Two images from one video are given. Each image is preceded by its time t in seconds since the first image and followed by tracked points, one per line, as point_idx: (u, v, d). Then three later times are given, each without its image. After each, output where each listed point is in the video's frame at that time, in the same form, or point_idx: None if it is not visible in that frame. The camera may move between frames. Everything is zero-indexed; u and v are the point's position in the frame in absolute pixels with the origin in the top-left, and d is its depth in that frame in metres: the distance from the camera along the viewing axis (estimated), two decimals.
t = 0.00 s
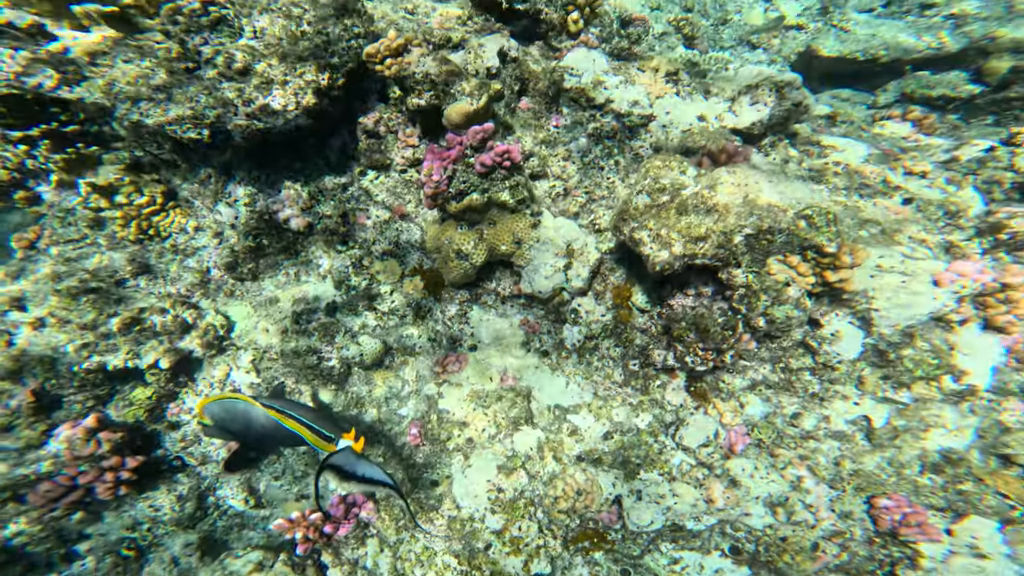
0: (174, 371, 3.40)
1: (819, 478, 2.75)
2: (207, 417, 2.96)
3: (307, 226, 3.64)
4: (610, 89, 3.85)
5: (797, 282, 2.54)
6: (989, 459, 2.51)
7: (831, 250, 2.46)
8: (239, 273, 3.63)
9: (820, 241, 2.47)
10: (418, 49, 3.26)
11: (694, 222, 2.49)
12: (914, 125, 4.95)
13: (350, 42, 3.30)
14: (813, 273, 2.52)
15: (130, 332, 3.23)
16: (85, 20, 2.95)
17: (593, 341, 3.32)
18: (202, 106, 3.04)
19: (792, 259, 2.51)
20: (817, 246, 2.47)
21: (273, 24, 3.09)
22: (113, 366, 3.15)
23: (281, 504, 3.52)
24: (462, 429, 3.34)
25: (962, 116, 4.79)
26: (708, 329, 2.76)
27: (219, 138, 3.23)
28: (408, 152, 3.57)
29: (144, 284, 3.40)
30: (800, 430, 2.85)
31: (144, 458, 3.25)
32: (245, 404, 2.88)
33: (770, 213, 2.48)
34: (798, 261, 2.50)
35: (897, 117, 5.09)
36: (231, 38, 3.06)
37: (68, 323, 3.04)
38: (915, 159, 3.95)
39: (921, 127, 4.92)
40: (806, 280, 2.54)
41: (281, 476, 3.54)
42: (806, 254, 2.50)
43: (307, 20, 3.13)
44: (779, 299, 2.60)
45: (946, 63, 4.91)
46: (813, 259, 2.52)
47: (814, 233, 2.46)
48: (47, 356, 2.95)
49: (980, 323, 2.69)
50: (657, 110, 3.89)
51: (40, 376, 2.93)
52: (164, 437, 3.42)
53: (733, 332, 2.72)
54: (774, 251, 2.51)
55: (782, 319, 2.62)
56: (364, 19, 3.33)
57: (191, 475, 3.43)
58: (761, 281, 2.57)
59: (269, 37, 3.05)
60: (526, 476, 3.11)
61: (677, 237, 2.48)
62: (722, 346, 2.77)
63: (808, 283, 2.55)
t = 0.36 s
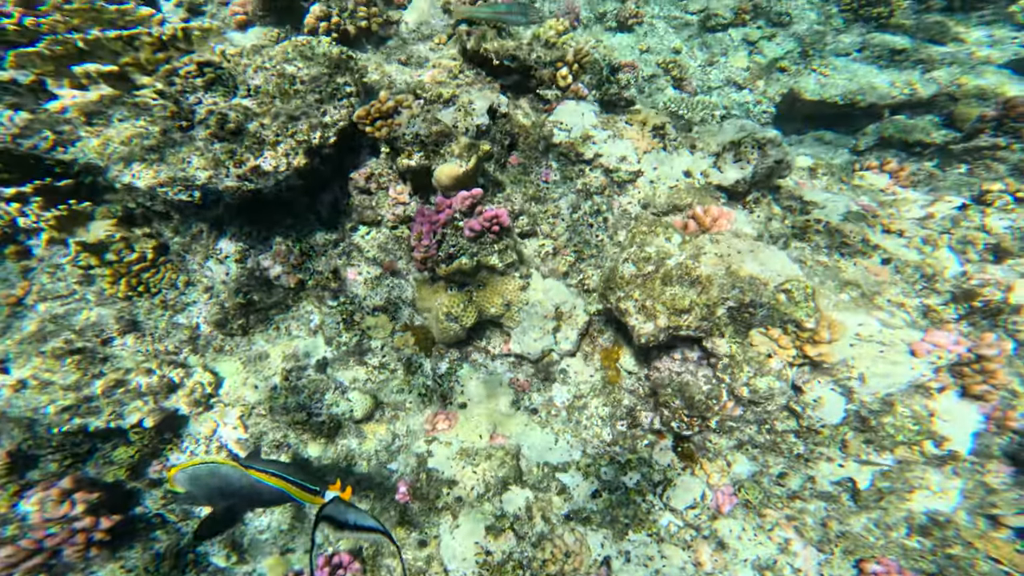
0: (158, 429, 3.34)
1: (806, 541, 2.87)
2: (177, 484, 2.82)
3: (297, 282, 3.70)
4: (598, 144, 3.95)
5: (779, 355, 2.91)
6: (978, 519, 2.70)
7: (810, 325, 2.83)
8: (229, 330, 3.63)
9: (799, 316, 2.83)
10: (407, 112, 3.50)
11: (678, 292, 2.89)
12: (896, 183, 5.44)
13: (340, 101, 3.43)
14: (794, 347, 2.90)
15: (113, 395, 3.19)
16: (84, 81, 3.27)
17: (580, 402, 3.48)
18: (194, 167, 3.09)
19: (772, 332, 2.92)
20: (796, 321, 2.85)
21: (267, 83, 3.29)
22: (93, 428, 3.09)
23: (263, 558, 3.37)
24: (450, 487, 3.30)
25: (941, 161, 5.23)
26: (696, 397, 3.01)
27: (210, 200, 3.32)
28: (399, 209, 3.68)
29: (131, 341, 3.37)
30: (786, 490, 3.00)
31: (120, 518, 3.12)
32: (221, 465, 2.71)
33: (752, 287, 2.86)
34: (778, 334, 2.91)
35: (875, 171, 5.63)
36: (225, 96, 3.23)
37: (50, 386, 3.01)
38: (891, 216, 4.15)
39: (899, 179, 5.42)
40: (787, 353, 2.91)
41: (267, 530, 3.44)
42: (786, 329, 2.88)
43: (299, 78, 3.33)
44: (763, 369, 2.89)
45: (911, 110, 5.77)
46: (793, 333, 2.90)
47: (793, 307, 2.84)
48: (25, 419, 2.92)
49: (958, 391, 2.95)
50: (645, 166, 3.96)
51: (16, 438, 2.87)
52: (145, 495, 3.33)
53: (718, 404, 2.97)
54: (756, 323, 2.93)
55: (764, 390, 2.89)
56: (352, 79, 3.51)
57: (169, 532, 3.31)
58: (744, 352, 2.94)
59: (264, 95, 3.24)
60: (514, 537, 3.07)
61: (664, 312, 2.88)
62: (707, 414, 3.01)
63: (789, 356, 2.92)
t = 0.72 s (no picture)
0: (142, 487, 3.17)
1: None
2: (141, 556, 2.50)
3: (291, 338, 3.80)
4: (591, 200, 4.11)
5: (767, 426, 3.01)
6: None
7: (798, 400, 3.00)
8: (218, 386, 3.56)
9: (788, 392, 3.00)
10: (401, 173, 3.55)
11: (668, 363, 3.16)
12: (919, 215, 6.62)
13: (335, 158, 3.48)
14: (782, 420, 3.05)
15: (97, 454, 3.06)
16: (86, 137, 3.31)
17: (573, 460, 3.44)
18: (188, 230, 3.13)
19: (761, 404, 3.02)
20: (785, 395, 3.00)
21: (264, 138, 3.38)
22: (72, 489, 2.94)
23: None
24: (442, 549, 3.26)
25: (929, 211, 6.64)
26: (682, 459, 3.18)
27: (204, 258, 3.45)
28: (393, 268, 3.80)
29: (120, 399, 3.29)
30: (781, 552, 2.98)
31: None
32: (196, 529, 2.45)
33: (741, 360, 3.07)
34: (766, 406, 3.02)
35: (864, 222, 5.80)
36: (222, 153, 3.37)
37: (32, 446, 2.90)
38: (878, 276, 4.39)
39: (885, 233, 5.62)
40: (775, 424, 3.03)
41: None
42: (774, 402, 3.01)
43: (296, 132, 3.43)
44: (752, 439, 3.01)
45: (891, 154, 7.39)
46: (781, 405, 3.04)
47: (781, 382, 3.00)
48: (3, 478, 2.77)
49: (949, 458, 2.99)
50: (637, 222, 4.08)
51: None
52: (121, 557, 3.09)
53: (706, 468, 3.13)
54: (745, 395, 3.05)
55: (754, 458, 3.01)
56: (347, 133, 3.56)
57: None
58: (733, 421, 3.04)
59: (260, 151, 3.32)
60: None
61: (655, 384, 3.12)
62: (699, 480, 3.15)
63: (778, 427, 3.04)
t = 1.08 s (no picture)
0: (118, 544, 2.72)
1: None
2: None
3: (283, 391, 3.78)
4: (584, 252, 4.14)
5: (759, 489, 3.05)
6: None
7: (788, 465, 3.04)
8: (210, 436, 3.46)
9: (779, 457, 3.05)
10: (393, 231, 3.62)
11: (658, 426, 3.33)
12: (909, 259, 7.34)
13: (328, 212, 3.50)
14: (774, 483, 3.04)
15: (74, 510, 2.64)
16: (80, 191, 3.30)
17: (566, 515, 3.49)
18: (180, 288, 3.15)
19: (751, 468, 3.09)
20: (775, 459, 3.06)
21: (257, 188, 3.51)
22: (42, 548, 2.45)
23: None
24: None
25: (919, 254, 7.37)
26: (678, 525, 3.21)
27: (195, 315, 3.42)
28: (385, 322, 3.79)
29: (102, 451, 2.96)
30: None
31: None
32: None
33: (731, 426, 3.19)
34: (756, 471, 3.07)
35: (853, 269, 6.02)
36: (216, 209, 3.40)
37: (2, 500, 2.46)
38: (870, 327, 4.61)
39: (876, 281, 5.79)
40: (767, 487, 3.04)
41: None
42: (765, 465, 3.06)
43: (290, 183, 3.55)
44: (744, 503, 3.05)
45: (881, 194, 8.23)
46: (772, 470, 3.07)
47: (772, 447, 3.07)
48: None
49: (948, 518, 2.89)
50: (630, 275, 4.21)
51: None
52: None
53: (698, 531, 3.14)
54: (736, 458, 3.12)
55: (746, 522, 3.02)
56: (340, 183, 3.63)
57: None
58: (725, 484, 3.11)
59: (253, 204, 3.44)
60: None
61: (645, 446, 3.31)
62: (693, 543, 3.13)
63: (770, 491, 3.04)
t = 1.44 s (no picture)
0: None
1: None
2: None
3: (272, 438, 3.62)
4: (576, 302, 4.31)
5: (751, 549, 2.96)
6: None
7: (780, 526, 2.98)
8: (197, 482, 3.12)
9: (772, 518, 3.01)
10: (384, 285, 3.80)
11: (648, 485, 3.36)
12: (904, 300, 7.38)
13: (320, 264, 3.66)
14: (768, 543, 2.95)
15: (42, 566, 2.30)
16: (73, 241, 3.31)
17: (558, 569, 3.44)
18: (169, 342, 3.19)
19: (744, 529, 3.02)
20: (767, 520, 3.01)
21: (251, 237, 3.65)
22: None
23: None
24: None
25: (913, 294, 7.38)
26: None
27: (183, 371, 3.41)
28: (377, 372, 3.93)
29: (83, 499, 2.66)
30: None
31: None
32: None
33: (721, 484, 3.20)
34: (750, 531, 3.00)
35: (846, 314, 6.18)
36: (206, 261, 3.53)
37: None
38: (864, 376, 4.72)
39: (869, 326, 5.94)
40: (760, 547, 2.95)
41: None
42: (759, 525, 3.00)
43: (282, 233, 3.70)
44: (737, 563, 2.94)
45: (874, 231, 8.32)
46: (765, 531, 3.00)
47: (764, 507, 3.05)
48: None
49: None
50: (622, 325, 4.31)
51: None
52: None
53: None
54: (727, 517, 3.09)
55: None
56: (333, 235, 3.80)
57: None
58: (716, 543, 3.03)
59: (246, 255, 3.56)
60: None
61: (633, 505, 3.35)
62: None
63: (763, 549, 2.94)
